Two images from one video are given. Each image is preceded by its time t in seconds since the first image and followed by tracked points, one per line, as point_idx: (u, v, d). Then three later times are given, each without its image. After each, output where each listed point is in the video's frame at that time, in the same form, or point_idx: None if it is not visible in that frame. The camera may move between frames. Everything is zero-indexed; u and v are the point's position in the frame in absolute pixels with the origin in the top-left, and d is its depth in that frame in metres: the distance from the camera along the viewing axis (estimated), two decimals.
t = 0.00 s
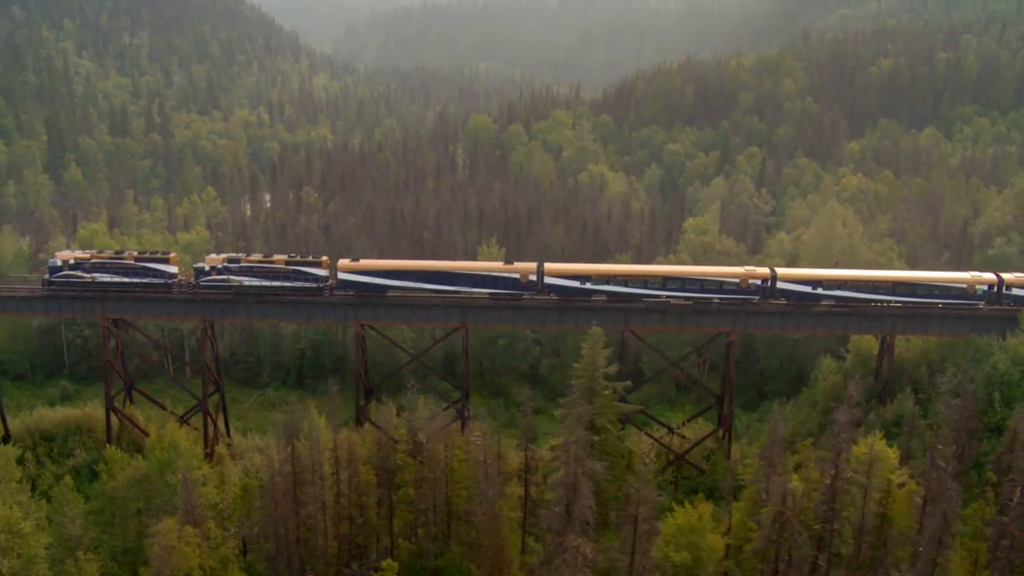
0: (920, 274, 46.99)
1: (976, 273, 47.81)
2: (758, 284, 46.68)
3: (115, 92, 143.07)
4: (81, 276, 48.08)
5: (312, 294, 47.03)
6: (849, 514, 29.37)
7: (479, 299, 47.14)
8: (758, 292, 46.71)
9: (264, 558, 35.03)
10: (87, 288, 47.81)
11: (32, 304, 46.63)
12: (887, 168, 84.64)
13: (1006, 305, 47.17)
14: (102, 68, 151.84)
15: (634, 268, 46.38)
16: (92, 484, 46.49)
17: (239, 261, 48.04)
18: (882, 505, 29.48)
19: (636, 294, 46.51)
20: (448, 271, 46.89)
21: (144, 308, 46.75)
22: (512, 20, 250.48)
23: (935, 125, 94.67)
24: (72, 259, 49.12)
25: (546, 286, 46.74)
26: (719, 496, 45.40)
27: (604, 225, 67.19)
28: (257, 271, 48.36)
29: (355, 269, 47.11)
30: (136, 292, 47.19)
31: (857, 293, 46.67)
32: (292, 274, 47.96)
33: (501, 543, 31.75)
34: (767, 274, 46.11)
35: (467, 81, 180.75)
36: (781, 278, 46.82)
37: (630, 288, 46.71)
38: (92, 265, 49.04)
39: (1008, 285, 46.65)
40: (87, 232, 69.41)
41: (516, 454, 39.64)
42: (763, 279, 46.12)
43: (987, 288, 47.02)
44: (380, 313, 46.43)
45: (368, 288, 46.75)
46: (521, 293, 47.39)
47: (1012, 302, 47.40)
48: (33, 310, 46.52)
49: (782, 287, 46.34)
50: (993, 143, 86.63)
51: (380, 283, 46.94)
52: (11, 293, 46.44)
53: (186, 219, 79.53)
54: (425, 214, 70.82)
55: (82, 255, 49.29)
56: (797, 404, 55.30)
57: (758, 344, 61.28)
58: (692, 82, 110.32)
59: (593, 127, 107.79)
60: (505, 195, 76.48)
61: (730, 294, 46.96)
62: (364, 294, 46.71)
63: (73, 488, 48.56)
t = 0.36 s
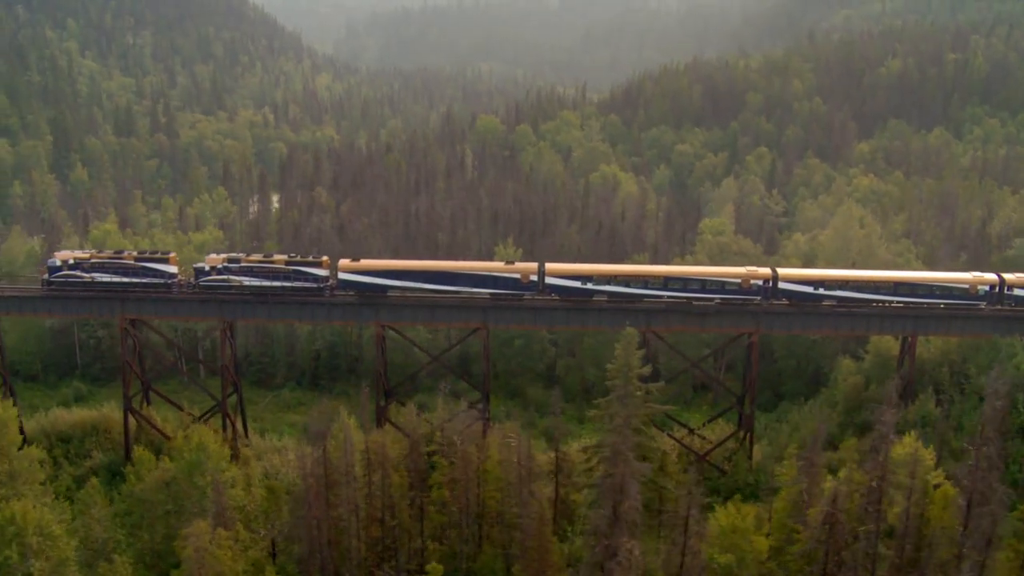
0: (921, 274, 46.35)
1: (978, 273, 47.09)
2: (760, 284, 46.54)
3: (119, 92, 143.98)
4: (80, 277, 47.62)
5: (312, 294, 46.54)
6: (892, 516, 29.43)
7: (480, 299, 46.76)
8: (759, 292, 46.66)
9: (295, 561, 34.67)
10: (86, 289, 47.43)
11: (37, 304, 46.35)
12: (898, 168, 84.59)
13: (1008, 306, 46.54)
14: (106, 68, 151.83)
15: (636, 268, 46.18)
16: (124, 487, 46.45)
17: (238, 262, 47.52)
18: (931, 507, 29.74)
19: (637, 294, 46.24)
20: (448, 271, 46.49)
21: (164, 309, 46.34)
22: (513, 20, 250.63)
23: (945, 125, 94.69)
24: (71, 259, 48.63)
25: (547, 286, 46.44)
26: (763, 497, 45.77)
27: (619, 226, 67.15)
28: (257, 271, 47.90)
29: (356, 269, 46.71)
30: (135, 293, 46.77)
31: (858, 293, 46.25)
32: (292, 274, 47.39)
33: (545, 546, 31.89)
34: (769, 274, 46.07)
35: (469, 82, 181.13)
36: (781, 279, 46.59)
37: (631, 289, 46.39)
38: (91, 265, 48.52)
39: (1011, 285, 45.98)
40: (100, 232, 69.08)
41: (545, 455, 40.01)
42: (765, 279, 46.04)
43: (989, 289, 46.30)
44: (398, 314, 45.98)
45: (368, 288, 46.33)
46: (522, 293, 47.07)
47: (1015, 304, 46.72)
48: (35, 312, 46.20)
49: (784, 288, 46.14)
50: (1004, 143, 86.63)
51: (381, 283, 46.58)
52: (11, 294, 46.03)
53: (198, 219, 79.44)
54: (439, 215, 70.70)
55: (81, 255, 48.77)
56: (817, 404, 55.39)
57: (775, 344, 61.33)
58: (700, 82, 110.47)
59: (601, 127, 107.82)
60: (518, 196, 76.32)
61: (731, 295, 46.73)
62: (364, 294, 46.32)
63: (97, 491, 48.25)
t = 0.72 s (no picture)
0: (924, 274, 46.18)
1: (981, 272, 46.88)
2: (763, 284, 46.52)
3: (123, 93, 143.99)
4: (80, 278, 47.11)
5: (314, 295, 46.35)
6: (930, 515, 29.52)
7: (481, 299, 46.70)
8: (762, 292, 46.66)
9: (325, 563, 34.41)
10: (88, 290, 47.05)
11: (46, 305, 46.19)
12: (908, 168, 84.57)
13: (1011, 306, 46.20)
14: (109, 68, 151.70)
15: (639, 268, 46.32)
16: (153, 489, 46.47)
17: (239, 263, 47.10)
18: (966, 505, 29.35)
19: (640, 294, 46.33)
20: (451, 271, 46.52)
21: (182, 310, 46.03)
22: (514, 21, 250.70)
23: (954, 125, 94.74)
24: (71, 259, 48.00)
25: (549, 287, 46.41)
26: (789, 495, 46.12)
27: (633, 227, 67.27)
28: (258, 272, 47.47)
29: (358, 269, 46.88)
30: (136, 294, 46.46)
31: (860, 293, 46.09)
32: (295, 274, 47.01)
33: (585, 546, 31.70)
34: (772, 274, 46.02)
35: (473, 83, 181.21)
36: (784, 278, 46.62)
37: (634, 289, 46.48)
38: (92, 265, 48.01)
39: (1014, 285, 45.71)
40: (111, 233, 68.81)
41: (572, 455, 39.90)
42: (768, 279, 46.04)
43: (992, 288, 46.11)
44: (418, 315, 45.69)
45: (370, 289, 46.47)
46: (525, 293, 47.09)
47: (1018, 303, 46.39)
48: (46, 313, 46.09)
49: (787, 288, 46.10)
50: (1014, 143, 86.67)
51: (383, 283, 46.63)
52: (14, 295, 45.70)
53: (209, 220, 79.32)
54: (452, 215, 70.72)
55: (81, 255, 48.14)
56: (835, 404, 55.41)
57: (790, 344, 61.33)
58: (707, 83, 110.58)
59: (608, 127, 107.89)
60: (530, 198, 76.42)
61: (734, 295, 46.64)
62: (366, 294, 46.35)
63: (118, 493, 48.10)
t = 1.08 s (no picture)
0: (929, 274, 46.03)
1: (986, 272, 46.71)
2: (767, 285, 46.33)
3: (128, 95, 143.73)
4: (82, 279, 46.80)
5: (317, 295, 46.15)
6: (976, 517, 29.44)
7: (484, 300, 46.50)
8: (766, 292, 46.49)
9: (359, 566, 34.26)
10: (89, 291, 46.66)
11: (61, 306, 45.92)
12: (921, 168, 84.53)
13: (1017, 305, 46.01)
14: (113, 69, 151.52)
15: (644, 268, 46.24)
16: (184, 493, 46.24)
17: (242, 263, 46.93)
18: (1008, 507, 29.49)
19: (644, 294, 46.23)
20: (455, 271, 46.34)
21: (201, 311, 45.80)
22: (517, 22, 250.72)
23: (966, 125, 94.65)
24: (74, 260, 47.66)
25: (554, 287, 46.22)
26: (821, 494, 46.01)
27: (650, 227, 67.26)
28: (260, 274, 47.34)
29: (360, 270, 46.73)
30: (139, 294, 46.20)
31: (864, 293, 45.96)
32: (297, 276, 46.94)
33: (633, 549, 31.38)
34: (776, 274, 45.85)
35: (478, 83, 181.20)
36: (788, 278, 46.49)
37: (638, 289, 46.37)
38: (94, 266, 47.80)
39: (1020, 284, 45.57)
40: (126, 234, 68.55)
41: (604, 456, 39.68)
42: (772, 279, 45.85)
43: (997, 288, 45.93)
44: (442, 315, 45.37)
45: (373, 289, 46.31)
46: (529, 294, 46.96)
47: None
48: (63, 313, 45.76)
49: (792, 288, 45.98)
50: None
51: (386, 284, 46.42)
52: (27, 296, 45.33)
53: (222, 221, 79.12)
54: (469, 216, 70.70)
55: (84, 256, 47.97)
56: (858, 404, 55.31)
57: (810, 344, 61.21)
58: (717, 83, 110.57)
59: (618, 128, 107.92)
60: (545, 200, 76.48)
61: (739, 295, 46.42)
62: (369, 294, 46.12)
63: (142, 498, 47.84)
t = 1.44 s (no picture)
0: (936, 273, 45.78)
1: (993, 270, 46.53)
2: (773, 285, 46.21)
3: (134, 98, 143.60)
4: (86, 283, 47.04)
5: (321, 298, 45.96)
6: None
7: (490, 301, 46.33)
8: (772, 293, 46.39)
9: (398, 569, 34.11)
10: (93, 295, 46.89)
11: (84, 310, 45.86)
12: (936, 168, 84.38)
13: None
14: (120, 72, 151.60)
15: (649, 269, 46.00)
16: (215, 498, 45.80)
17: (244, 266, 46.66)
18: None
19: (650, 295, 46.16)
20: (460, 273, 46.09)
21: (222, 313, 45.63)
22: (520, 24, 250.71)
23: (980, 125, 94.35)
24: (77, 264, 47.95)
25: (560, 289, 46.03)
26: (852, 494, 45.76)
27: (669, 228, 67.29)
28: (265, 275, 47.13)
29: (365, 272, 46.26)
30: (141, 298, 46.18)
31: (871, 293, 45.76)
32: (301, 278, 46.72)
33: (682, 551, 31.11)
34: (783, 275, 45.75)
35: (484, 85, 181.03)
36: (795, 279, 46.36)
37: (644, 289, 46.29)
38: (98, 270, 47.89)
39: None
40: (143, 237, 68.43)
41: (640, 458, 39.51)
42: (779, 280, 45.66)
43: (1004, 287, 45.79)
44: (469, 318, 45.42)
45: (379, 292, 46.02)
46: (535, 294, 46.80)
47: None
48: (88, 317, 45.73)
49: (799, 289, 45.90)
50: None
51: (391, 286, 46.09)
52: (49, 300, 45.24)
53: (237, 224, 79.07)
54: (487, 218, 70.61)
55: (88, 260, 48.17)
56: (881, 405, 55.22)
57: (832, 345, 61.18)
58: (727, 84, 110.53)
59: (628, 129, 107.84)
60: (561, 201, 76.37)
61: (745, 295, 46.27)
62: (375, 297, 45.84)
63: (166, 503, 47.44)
